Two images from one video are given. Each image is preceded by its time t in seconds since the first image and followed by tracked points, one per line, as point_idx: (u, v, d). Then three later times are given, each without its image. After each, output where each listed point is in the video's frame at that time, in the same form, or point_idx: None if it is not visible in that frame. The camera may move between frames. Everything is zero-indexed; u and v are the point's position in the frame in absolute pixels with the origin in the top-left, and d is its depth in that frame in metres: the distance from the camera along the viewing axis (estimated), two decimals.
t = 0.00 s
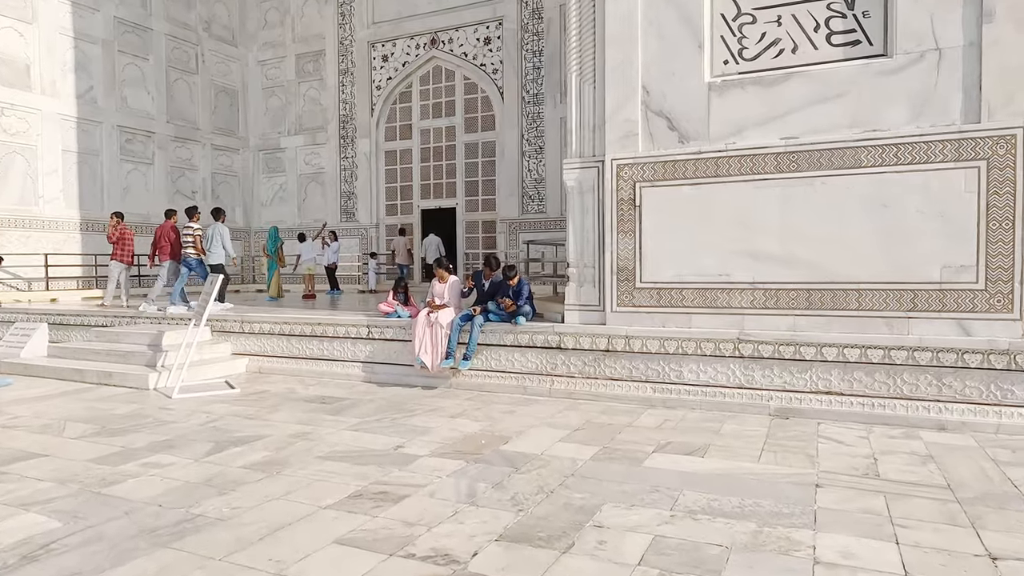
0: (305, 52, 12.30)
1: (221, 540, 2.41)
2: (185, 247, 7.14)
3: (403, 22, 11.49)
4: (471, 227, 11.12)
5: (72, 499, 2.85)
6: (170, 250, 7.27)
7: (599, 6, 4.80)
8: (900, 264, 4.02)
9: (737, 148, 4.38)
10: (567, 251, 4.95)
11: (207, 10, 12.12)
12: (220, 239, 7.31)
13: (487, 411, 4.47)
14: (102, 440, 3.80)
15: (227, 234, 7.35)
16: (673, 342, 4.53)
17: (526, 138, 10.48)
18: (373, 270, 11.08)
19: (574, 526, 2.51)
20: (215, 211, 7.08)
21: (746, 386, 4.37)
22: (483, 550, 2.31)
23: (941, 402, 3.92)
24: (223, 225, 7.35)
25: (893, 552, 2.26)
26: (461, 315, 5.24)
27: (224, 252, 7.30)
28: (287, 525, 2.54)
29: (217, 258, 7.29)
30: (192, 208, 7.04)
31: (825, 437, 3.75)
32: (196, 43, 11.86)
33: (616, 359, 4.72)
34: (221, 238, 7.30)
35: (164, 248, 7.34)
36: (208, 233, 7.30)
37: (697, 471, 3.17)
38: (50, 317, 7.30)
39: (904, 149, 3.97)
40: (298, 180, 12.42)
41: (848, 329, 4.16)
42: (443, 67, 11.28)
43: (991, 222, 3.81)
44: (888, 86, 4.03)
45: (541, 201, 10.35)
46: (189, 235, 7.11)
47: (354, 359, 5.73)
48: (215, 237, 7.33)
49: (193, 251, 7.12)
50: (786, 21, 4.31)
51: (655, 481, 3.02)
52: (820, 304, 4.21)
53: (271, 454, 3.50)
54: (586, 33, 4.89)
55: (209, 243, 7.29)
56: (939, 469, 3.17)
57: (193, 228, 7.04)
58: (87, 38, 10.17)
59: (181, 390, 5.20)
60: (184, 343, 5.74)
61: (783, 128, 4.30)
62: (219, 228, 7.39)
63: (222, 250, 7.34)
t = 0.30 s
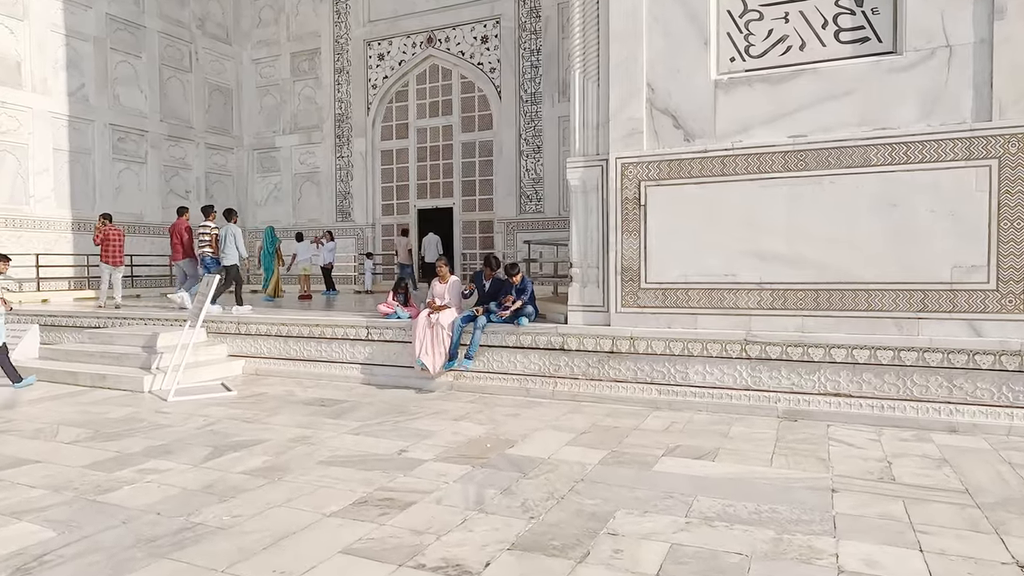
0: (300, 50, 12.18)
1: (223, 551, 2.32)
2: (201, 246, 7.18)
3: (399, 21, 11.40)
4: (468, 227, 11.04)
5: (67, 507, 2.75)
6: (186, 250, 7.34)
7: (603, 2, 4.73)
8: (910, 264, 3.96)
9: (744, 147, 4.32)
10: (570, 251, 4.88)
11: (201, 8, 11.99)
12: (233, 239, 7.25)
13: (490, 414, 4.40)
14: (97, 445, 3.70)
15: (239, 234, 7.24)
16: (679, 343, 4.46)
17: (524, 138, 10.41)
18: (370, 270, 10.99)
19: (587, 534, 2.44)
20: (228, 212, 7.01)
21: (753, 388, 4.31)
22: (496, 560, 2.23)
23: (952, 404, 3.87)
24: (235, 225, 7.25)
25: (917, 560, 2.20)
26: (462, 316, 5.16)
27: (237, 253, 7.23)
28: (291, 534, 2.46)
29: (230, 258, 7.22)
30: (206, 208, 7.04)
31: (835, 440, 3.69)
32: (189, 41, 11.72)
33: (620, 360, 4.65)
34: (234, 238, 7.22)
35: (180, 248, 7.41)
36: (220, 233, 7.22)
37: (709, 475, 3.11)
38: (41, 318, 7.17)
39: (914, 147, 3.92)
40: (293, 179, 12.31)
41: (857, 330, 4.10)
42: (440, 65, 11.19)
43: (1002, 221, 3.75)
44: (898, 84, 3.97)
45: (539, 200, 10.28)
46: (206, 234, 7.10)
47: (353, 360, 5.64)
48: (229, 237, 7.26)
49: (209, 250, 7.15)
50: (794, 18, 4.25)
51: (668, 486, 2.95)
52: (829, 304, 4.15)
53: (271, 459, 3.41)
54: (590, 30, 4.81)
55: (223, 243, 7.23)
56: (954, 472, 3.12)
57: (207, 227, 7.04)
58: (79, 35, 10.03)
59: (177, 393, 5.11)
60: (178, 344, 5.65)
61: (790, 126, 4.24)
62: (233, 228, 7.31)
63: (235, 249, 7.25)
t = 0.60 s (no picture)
0: (299, 51, 12.11)
1: (235, 563, 2.26)
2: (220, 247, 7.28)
3: (399, 21, 11.34)
4: (468, 229, 10.98)
5: (71, 517, 2.68)
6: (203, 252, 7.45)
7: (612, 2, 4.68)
8: (924, 266, 3.92)
9: (755, 148, 4.27)
10: (578, 254, 4.83)
11: (199, 8, 11.91)
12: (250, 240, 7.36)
13: (498, 419, 4.34)
14: (99, 452, 3.63)
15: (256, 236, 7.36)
16: (689, 347, 4.41)
17: (525, 139, 10.36)
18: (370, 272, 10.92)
19: (607, 544, 2.38)
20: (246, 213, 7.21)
21: (765, 392, 4.27)
22: (516, 572, 2.17)
23: (966, 409, 3.83)
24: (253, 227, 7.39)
25: (947, 571, 2.15)
26: (468, 319, 5.10)
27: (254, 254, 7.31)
28: (303, 545, 2.39)
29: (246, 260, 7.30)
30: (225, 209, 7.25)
31: (850, 445, 3.65)
32: (188, 42, 11.64)
33: (629, 364, 4.60)
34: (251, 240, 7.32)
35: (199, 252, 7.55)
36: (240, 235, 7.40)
37: (725, 482, 3.05)
38: (38, 321, 7.08)
39: (927, 149, 3.88)
40: (292, 180, 12.23)
41: (870, 334, 4.06)
42: (440, 66, 11.14)
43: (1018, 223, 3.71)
44: (910, 85, 3.94)
45: (540, 202, 10.23)
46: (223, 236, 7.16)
47: (356, 364, 5.58)
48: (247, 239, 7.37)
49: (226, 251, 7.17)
50: (805, 18, 4.21)
51: (685, 493, 2.90)
52: (841, 308, 4.11)
53: (278, 466, 3.35)
54: (598, 30, 4.77)
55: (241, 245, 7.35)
56: (974, 479, 3.07)
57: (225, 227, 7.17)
58: (77, 36, 9.94)
59: (179, 397, 5.04)
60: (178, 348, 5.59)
61: (802, 127, 4.20)
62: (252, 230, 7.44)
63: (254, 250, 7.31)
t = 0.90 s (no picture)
0: (302, 53, 12.08)
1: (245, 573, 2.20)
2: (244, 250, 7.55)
3: (402, 23, 11.30)
4: (472, 231, 10.93)
5: (76, 525, 2.62)
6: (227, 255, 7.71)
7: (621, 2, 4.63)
8: (940, 269, 3.87)
9: (767, 149, 4.23)
10: (587, 256, 4.78)
11: (202, 10, 11.88)
12: (272, 244, 7.49)
13: (507, 424, 4.28)
14: (103, 457, 3.57)
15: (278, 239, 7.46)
16: (701, 351, 4.36)
17: (529, 141, 10.32)
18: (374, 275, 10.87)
19: (627, 553, 2.32)
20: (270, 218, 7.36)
21: (778, 396, 4.21)
22: None
23: (984, 413, 3.77)
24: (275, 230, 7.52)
25: None
26: (476, 323, 5.04)
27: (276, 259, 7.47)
28: (314, 554, 2.33)
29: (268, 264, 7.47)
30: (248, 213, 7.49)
31: (867, 450, 3.59)
32: (190, 44, 11.61)
33: (639, 368, 4.55)
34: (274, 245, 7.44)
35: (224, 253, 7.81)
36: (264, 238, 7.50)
37: (743, 489, 3.00)
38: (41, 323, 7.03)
39: (943, 150, 3.83)
40: (295, 183, 12.18)
41: (885, 337, 4.00)
42: (444, 68, 11.10)
43: None
44: (926, 85, 3.89)
45: (545, 204, 10.19)
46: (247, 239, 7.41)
47: (362, 368, 5.51)
48: (269, 242, 7.48)
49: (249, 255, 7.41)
50: (818, 18, 4.16)
51: (703, 500, 2.84)
52: (856, 311, 4.06)
53: (286, 473, 3.29)
54: (607, 30, 4.72)
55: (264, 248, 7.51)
56: (997, 485, 3.01)
57: (248, 231, 7.42)
58: (79, 37, 9.90)
59: (183, 401, 4.98)
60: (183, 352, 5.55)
61: (815, 128, 4.15)
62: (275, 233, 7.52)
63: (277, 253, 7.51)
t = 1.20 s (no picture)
0: (304, 53, 12.02)
1: None
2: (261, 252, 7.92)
3: (405, 23, 11.24)
4: (475, 232, 10.86)
5: (76, 531, 2.55)
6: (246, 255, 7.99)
7: None
8: (957, 268, 3.79)
9: (780, 146, 4.15)
10: (595, 255, 4.71)
11: (204, 9, 11.83)
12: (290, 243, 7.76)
13: (514, 426, 4.21)
14: (104, 460, 3.50)
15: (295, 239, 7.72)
16: (711, 351, 4.28)
17: (533, 141, 10.25)
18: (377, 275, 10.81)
19: (643, 561, 2.25)
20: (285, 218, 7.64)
21: (790, 398, 4.14)
22: None
23: (1002, 416, 3.69)
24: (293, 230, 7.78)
25: None
26: (482, 323, 4.97)
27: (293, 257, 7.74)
28: (321, 561, 2.26)
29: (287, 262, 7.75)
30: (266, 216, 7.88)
31: (883, 454, 3.51)
32: (192, 43, 11.56)
33: (648, 369, 4.47)
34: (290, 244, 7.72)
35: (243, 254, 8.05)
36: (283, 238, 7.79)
37: (759, 493, 2.92)
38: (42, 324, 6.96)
39: (961, 147, 3.75)
40: (297, 183, 12.12)
41: (901, 338, 3.92)
42: (447, 67, 11.03)
43: None
44: (942, 80, 3.81)
45: (549, 204, 10.12)
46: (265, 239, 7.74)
47: (366, 369, 5.44)
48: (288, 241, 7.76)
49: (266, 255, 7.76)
50: (831, 13, 4.09)
51: (718, 505, 2.77)
52: (871, 311, 3.98)
53: (290, 476, 3.22)
54: (615, 26, 4.65)
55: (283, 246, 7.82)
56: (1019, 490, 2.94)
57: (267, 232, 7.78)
58: (80, 36, 9.84)
59: (186, 403, 4.92)
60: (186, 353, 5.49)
61: (828, 125, 4.07)
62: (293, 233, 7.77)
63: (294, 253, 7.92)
